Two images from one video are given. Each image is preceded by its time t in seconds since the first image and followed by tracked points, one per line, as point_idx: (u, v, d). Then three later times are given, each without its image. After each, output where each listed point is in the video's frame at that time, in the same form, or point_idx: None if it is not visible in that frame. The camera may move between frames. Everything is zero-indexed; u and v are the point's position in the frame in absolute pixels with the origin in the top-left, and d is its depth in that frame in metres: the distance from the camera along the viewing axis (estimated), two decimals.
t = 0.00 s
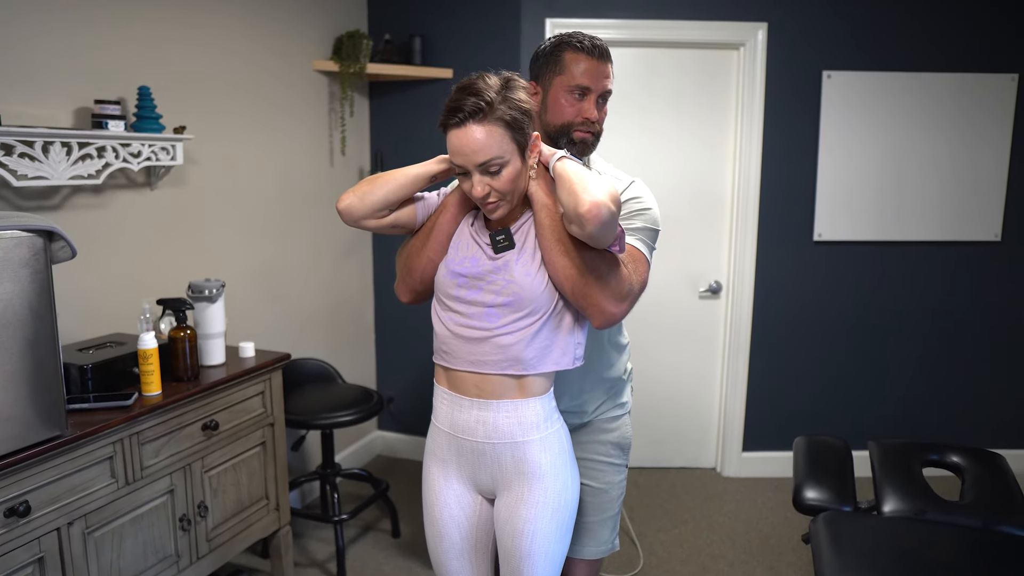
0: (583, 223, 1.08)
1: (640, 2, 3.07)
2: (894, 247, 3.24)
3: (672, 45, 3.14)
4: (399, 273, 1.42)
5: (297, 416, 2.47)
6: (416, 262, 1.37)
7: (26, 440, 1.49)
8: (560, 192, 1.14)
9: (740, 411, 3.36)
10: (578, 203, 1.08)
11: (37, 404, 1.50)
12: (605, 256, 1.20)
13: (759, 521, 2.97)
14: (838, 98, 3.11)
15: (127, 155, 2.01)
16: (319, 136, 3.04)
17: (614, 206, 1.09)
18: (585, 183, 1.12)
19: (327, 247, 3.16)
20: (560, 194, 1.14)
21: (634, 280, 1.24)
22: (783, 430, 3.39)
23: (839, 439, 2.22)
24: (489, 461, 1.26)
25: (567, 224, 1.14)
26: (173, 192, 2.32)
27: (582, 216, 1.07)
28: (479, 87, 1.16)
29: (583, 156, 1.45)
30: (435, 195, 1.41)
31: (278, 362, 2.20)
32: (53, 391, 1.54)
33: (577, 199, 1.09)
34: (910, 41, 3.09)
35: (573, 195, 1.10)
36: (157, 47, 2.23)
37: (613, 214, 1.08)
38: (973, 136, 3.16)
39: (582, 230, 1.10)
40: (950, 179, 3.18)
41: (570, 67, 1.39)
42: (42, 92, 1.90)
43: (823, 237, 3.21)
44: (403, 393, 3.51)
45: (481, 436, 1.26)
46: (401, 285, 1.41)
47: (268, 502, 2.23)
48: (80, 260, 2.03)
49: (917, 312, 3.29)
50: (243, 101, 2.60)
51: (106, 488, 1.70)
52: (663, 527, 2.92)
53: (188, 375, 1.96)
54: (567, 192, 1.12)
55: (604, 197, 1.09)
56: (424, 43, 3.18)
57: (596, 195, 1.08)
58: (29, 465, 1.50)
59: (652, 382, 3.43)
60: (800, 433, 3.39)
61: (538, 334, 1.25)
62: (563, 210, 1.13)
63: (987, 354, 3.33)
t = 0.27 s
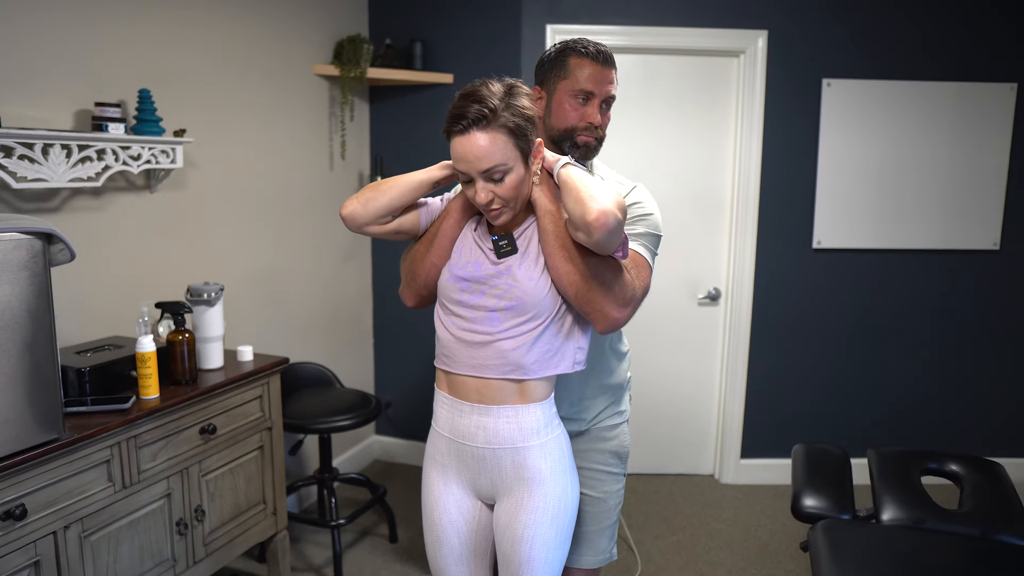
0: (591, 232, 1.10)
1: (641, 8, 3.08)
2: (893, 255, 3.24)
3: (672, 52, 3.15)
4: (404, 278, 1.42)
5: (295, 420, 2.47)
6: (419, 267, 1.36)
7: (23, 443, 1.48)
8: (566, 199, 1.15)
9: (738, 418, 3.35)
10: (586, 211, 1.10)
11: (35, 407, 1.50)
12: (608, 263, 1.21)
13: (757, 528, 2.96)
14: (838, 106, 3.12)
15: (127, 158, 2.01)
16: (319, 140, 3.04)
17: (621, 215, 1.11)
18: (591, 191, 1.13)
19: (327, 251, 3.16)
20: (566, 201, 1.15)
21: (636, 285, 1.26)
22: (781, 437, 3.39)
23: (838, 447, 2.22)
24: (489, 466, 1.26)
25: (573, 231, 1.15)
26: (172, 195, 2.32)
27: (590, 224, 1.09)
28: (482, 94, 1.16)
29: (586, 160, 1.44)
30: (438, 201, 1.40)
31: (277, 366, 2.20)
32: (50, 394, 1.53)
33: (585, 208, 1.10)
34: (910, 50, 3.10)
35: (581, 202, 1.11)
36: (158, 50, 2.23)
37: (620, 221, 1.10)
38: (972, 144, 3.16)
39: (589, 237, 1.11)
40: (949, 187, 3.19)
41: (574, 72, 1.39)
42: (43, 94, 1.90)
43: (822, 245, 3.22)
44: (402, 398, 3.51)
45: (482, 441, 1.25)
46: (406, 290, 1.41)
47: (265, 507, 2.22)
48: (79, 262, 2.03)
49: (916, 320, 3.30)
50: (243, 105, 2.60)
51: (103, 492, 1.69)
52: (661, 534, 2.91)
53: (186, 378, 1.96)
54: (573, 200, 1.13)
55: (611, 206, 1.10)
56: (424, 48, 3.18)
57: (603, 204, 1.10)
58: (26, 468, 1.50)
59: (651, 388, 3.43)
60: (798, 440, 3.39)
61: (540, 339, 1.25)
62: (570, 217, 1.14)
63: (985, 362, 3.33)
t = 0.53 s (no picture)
0: (599, 232, 1.10)
1: (641, 11, 3.08)
2: (893, 257, 3.24)
3: (672, 54, 3.15)
4: (409, 277, 1.42)
5: (295, 422, 2.47)
6: (424, 267, 1.37)
7: (23, 445, 1.48)
8: (573, 200, 1.15)
9: (739, 421, 3.35)
10: (594, 213, 1.10)
11: (34, 408, 1.50)
12: (613, 262, 1.22)
13: (758, 531, 2.96)
14: (838, 108, 3.12)
15: (127, 160, 2.01)
16: (319, 142, 3.04)
17: (628, 215, 1.11)
18: (598, 192, 1.13)
19: (327, 253, 3.16)
20: (573, 202, 1.15)
21: (641, 284, 1.26)
22: (781, 439, 3.39)
23: (838, 449, 2.22)
24: (491, 466, 1.26)
25: (579, 232, 1.15)
26: (173, 197, 2.32)
27: (598, 225, 1.09)
28: (486, 97, 1.16)
29: (588, 159, 1.45)
30: (442, 201, 1.40)
31: (277, 368, 2.20)
32: (50, 396, 1.53)
33: (593, 209, 1.11)
34: (910, 52, 3.10)
35: (588, 204, 1.12)
36: (158, 53, 2.24)
37: (627, 222, 1.10)
38: (972, 147, 3.16)
39: (596, 239, 1.12)
40: (949, 190, 3.19)
41: (578, 71, 1.40)
42: (43, 96, 1.91)
43: (823, 247, 3.22)
44: (402, 400, 3.51)
45: (484, 441, 1.25)
46: (411, 288, 1.42)
47: (265, 509, 2.22)
48: (79, 264, 2.03)
49: (917, 322, 3.29)
50: (244, 107, 2.61)
51: (104, 493, 1.69)
52: (662, 536, 2.91)
53: (186, 380, 1.96)
54: (581, 202, 1.13)
55: (618, 206, 1.11)
56: (425, 51, 3.19)
57: (611, 204, 1.10)
58: (26, 470, 1.50)
59: (652, 390, 3.43)
60: (798, 442, 3.39)
61: (543, 339, 1.25)
62: (576, 217, 1.14)
63: (985, 365, 3.33)
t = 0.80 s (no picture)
0: (605, 233, 1.10)
1: (642, 15, 3.09)
2: (893, 261, 3.24)
3: (673, 58, 3.15)
4: (413, 277, 1.43)
5: (295, 425, 2.47)
6: (428, 268, 1.37)
7: (23, 447, 1.48)
8: (578, 201, 1.16)
9: (739, 424, 3.35)
10: (600, 214, 1.11)
11: (34, 411, 1.50)
12: (618, 261, 1.23)
13: (758, 534, 2.95)
14: (838, 112, 3.12)
15: (128, 162, 2.02)
16: (320, 144, 3.05)
17: (633, 216, 1.12)
18: (603, 193, 1.13)
19: (328, 256, 3.16)
20: (578, 203, 1.16)
21: (645, 281, 1.27)
22: (781, 443, 3.39)
23: (838, 453, 2.22)
24: (495, 467, 1.26)
25: (585, 233, 1.16)
26: (174, 199, 2.33)
27: (604, 226, 1.10)
28: (488, 102, 1.16)
29: (590, 157, 1.45)
30: (445, 201, 1.40)
31: (277, 370, 2.20)
32: (51, 399, 1.53)
33: (599, 210, 1.11)
34: (910, 56, 3.10)
35: (593, 204, 1.12)
36: (160, 55, 2.24)
37: (633, 223, 1.11)
38: (972, 150, 3.17)
39: (602, 240, 1.12)
40: (950, 193, 3.19)
41: (582, 69, 1.41)
42: (45, 99, 1.91)
43: (823, 250, 3.22)
44: (402, 403, 3.51)
45: (488, 442, 1.25)
46: (416, 288, 1.42)
47: (265, 511, 2.22)
48: (80, 266, 2.03)
49: (918, 325, 3.29)
50: (245, 109, 2.61)
51: (104, 496, 1.69)
52: (662, 539, 2.91)
53: (186, 383, 1.96)
54: (586, 203, 1.14)
55: (624, 207, 1.11)
56: (426, 54, 3.19)
57: (616, 205, 1.11)
58: (26, 472, 1.50)
59: (652, 394, 3.43)
60: (798, 446, 3.39)
61: (546, 339, 1.25)
62: (581, 219, 1.15)
63: (986, 368, 3.33)
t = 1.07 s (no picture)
0: (606, 233, 1.11)
1: (639, 18, 3.09)
2: (890, 262, 3.25)
3: (670, 60, 3.16)
4: (413, 277, 1.43)
5: (293, 428, 2.46)
6: (428, 268, 1.38)
7: (20, 451, 1.48)
8: (578, 201, 1.16)
9: (736, 426, 3.35)
10: (601, 214, 1.11)
11: (31, 415, 1.50)
12: (617, 260, 1.23)
13: (755, 536, 2.96)
14: (835, 114, 3.13)
15: (125, 165, 2.02)
16: (317, 147, 3.05)
17: (634, 216, 1.12)
18: (604, 194, 1.14)
19: (325, 259, 3.16)
20: (578, 203, 1.16)
21: (644, 279, 1.28)
22: (778, 444, 3.39)
23: (836, 454, 2.22)
24: (495, 468, 1.26)
25: (586, 233, 1.16)
26: (171, 202, 2.33)
27: (606, 227, 1.10)
28: (486, 105, 1.17)
29: (589, 154, 1.45)
30: (444, 202, 1.40)
31: (274, 373, 2.20)
32: (48, 402, 1.53)
33: (600, 210, 1.11)
34: (906, 58, 3.12)
35: (594, 205, 1.12)
36: (157, 58, 2.24)
37: (634, 223, 1.11)
38: (968, 152, 3.18)
39: (604, 240, 1.12)
40: (946, 195, 3.20)
41: (580, 68, 1.42)
42: (42, 102, 1.91)
43: (820, 252, 3.22)
44: (399, 405, 3.50)
45: (488, 443, 1.25)
46: (416, 286, 1.43)
47: (262, 515, 2.22)
48: (77, 270, 2.03)
49: (914, 327, 3.30)
50: (242, 112, 2.61)
51: (100, 500, 1.69)
52: (659, 541, 2.91)
53: (183, 386, 1.96)
54: (587, 204, 1.14)
55: (624, 207, 1.12)
56: (423, 57, 3.20)
57: (617, 206, 1.11)
58: (22, 476, 1.50)
59: (649, 395, 3.43)
60: (795, 447, 3.39)
61: (545, 339, 1.26)
62: (582, 219, 1.15)
63: (983, 369, 3.33)
